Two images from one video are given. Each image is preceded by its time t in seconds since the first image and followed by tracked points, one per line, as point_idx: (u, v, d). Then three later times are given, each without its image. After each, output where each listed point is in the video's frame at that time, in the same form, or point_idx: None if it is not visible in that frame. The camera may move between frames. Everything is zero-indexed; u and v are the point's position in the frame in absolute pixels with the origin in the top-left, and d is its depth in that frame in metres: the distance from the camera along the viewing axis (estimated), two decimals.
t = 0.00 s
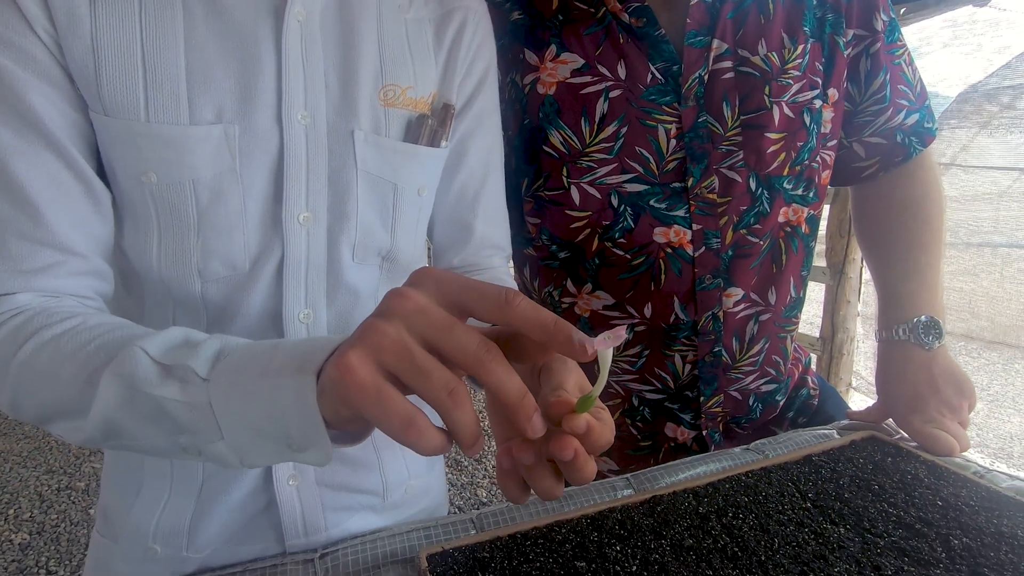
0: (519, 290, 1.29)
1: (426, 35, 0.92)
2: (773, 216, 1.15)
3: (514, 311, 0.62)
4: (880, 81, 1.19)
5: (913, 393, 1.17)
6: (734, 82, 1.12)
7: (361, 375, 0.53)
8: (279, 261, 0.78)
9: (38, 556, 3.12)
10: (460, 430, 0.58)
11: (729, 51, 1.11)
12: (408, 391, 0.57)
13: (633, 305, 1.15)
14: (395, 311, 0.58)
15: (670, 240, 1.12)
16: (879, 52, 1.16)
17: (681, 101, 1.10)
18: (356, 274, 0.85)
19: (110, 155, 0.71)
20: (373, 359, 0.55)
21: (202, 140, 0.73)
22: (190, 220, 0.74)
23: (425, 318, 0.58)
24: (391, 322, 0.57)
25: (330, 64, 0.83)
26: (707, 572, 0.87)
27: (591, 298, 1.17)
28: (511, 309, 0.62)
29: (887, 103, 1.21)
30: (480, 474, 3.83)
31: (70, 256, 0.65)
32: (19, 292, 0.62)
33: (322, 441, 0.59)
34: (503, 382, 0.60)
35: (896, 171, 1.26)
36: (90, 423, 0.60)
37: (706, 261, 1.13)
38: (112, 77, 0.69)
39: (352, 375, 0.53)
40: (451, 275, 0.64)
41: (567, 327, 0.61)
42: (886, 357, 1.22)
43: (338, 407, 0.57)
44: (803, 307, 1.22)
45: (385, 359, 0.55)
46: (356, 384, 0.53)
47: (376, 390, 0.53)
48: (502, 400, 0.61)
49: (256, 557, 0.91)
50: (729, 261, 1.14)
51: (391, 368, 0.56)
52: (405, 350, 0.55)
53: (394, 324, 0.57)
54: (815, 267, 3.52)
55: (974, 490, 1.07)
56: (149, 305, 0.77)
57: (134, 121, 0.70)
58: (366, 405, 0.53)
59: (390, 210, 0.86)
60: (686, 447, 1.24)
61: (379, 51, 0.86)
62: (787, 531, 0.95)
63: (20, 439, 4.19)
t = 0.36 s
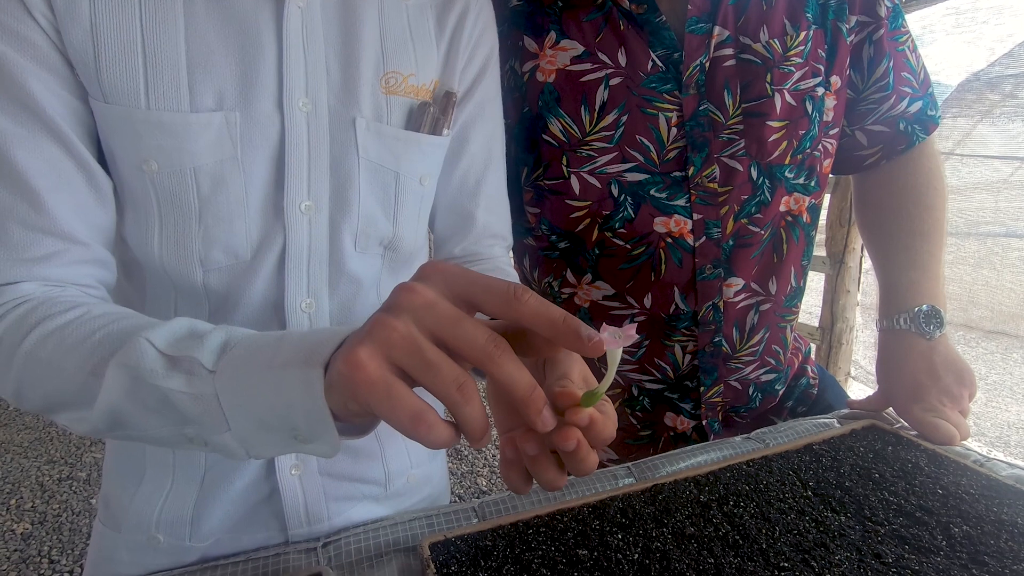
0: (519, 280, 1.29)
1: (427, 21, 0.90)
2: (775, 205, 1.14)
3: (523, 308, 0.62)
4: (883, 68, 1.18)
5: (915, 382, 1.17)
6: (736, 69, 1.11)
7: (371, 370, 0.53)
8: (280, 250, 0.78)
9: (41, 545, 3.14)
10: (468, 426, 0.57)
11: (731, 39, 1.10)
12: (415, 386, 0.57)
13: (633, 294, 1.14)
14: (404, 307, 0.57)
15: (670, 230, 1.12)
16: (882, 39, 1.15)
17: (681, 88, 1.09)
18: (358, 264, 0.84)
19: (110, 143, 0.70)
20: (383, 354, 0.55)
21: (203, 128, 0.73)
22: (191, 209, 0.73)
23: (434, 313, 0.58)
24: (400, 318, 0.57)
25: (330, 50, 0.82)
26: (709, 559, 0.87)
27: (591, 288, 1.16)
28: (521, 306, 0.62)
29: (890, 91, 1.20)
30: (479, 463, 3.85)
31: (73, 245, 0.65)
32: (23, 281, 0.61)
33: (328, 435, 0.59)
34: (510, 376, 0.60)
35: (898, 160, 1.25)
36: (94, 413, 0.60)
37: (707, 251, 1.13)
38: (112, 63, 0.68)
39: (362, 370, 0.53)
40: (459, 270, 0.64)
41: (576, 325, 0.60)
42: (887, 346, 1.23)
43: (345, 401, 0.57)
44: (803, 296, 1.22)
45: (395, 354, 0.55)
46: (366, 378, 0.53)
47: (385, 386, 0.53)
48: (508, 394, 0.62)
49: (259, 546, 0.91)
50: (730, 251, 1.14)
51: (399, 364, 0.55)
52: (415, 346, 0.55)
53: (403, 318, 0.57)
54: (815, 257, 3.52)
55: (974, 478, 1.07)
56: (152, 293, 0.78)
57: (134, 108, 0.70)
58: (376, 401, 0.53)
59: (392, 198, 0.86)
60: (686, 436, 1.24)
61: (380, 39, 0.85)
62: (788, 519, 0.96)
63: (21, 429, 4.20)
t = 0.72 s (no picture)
0: (517, 274, 1.28)
1: (423, 11, 0.89)
2: (774, 197, 1.14)
3: (515, 347, 0.61)
4: (885, 59, 1.17)
5: (914, 376, 1.17)
6: (735, 59, 1.10)
7: (359, 408, 0.53)
8: (275, 245, 0.77)
9: (42, 537, 3.15)
10: (459, 458, 0.58)
11: (730, 28, 1.08)
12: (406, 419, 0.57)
13: (631, 288, 1.14)
14: (393, 340, 0.57)
15: (669, 223, 1.11)
16: (884, 29, 1.14)
17: (680, 78, 1.08)
18: (353, 257, 0.84)
19: (103, 138, 0.69)
20: (372, 389, 0.55)
21: (196, 123, 0.72)
22: (185, 206, 0.73)
23: (423, 346, 0.57)
24: (390, 351, 0.56)
25: (322, 40, 0.81)
26: (707, 553, 0.87)
27: (589, 282, 1.15)
28: (513, 344, 0.61)
29: (892, 81, 1.18)
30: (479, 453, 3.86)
31: (66, 243, 0.64)
32: (18, 282, 0.61)
33: (319, 455, 0.58)
34: (501, 409, 0.60)
35: (899, 151, 1.24)
36: (90, 416, 0.60)
37: (706, 244, 1.12)
38: (102, 56, 0.67)
39: (351, 407, 0.53)
40: (452, 300, 0.63)
41: (567, 366, 0.62)
42: (887, 339, 1.22)
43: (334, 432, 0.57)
44: (802, 289, 1.22)
45: (384, 389, 0.55)
46: (355, 415, 0.53)
47: (375, 421, 0.54)
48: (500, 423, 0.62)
49: (257, 541, 0.91)
50: (729, 243, 1.13)
51: (390, 398, 0.55)
52: (404, 380, 0.55)
53: (393, 352, 0.56)
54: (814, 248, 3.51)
55: (972, 471, 1.07)
56: (148, 289, 0.77)
57: (125, 104, 0.69)
58: (365, 436, 0.54)
59: (388, 191, 0.85)
60: (684, 429, 1.24)
61: (374, 29, 0.83)
62: (787, 513, 0.96)
63: (21, 422, 4.20)
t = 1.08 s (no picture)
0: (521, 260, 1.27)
1: None
2: (782, 181, 1.13)
3: (517, 365, 0.61)
4: (894, 41, 1.15)
5: (919, 362, 1.16)
6: (744, 40, 1.08)
7: (361, 420, 0.53)
8: (276, 229, 0.77)
9: (46, 527, 3.17)
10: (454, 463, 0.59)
11: (738, 9, 1.07)
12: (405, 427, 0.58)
13: (638, 273, 1.13)
14: (395, 352, 0.56)
15: (675, 207, 1.10)
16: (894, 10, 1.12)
17: (688, 59, 1.06)
18: (357, 239, 0.83)
19: (102, 124, 0.69)
20: (374, 400, 0.55)
21: (194, 104, 0.71)
22: (186, 192, 0.72)
23: (425, 358, 0.57)
24: (391, 362, 0.56)
25: (321, 17, 0.79)
26: (713, 537, 0.87)
27: (595, 268, 1.15)
28: (512, 366, 0.62)
29: (901, 64, 1.17)
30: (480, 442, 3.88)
31: (69, 232, 0.64)
32: (23, 272, 0.61)
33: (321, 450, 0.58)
34: (501, 421, 0.60)
35: (907, 136, 1.23)
36: (98, 406, 0.59)
37: (713, 229, 1.11)
38: (98, 39, 0.66)
39: (353, 419, 0.53)
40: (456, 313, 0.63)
41: (564, 392, 0.61)
42: (893, 326, 1.21)
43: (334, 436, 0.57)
44: (809, 274, 1.22)
45: (385, 400, 0.55)
46: (357, 426, 0.54)
47: (375, 430, 0.54)
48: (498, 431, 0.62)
49: (263, 526, 0.91)
50: (736, 228, 1.13)
51: (390, 407, 0.56)
52: (406, 393, 0.55)
53: (394, 364, 0.56)
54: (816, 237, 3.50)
55: (978, 456, 1.07)
56: (151, 276, 0.77)
57: (123, 87, 0.68)
58: (365, 445, 0.54)
59: (391, 172, 0.84)
60: (690, 415, 1.24)
61: (374, 1, 0.82)
62: (792, 498, 0.96)
63: (23, 413, 4.20)
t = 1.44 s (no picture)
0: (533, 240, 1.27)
1: None
2: (798, 158, 1.12)
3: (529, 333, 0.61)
4: (912, 19, 1.14)
5: (932, 344, 1.15)
6: (762, 16, 1.07)
7: (378, 387, 0.53)
8: (287, 204, 0.76)
9: (55, 512, 3.19)
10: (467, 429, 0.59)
11: None
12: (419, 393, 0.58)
13: (651, 253, 1.13)
14: (408, 320, 0.56)
15: (691, 184, 1.10)
16: None
17: (705, 35, 1.05)
18: (368, 215, 0.82)
19: (113, 101, 0.68)
20: (389, 368, 0.55)
21: (204, 78, 0.70)
22: (198, 167, 0.72)
23: (437, 325, 0.57)
24: (405, 330, 0.56)
25: None
26: (727, 515, 0.87)
27: (608, 247, 1.14)
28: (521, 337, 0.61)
29: (918, 42, 1.15)
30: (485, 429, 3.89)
31: (86, 209, 0.64)
32: (42, 249, 0.61)
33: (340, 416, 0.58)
34: (514, 386, 0.59)
35: (923, 116, 1.22)
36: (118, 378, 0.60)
37: (728, 206, 1.11)
38: (107, 14, 0.65)
39: (370, 386, 0.53)
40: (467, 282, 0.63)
41: (574, 358, 0.59)
42: (906, 308, 1.20)
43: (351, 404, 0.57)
44: (824, 256, 1.21)
45: (401, 367, 0.55)
46: (373, 393, 0.54)
47: (391, 397, 0.54)
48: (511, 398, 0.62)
49: (277, 503, 0.91)
50: (752, 206, 1.12)
51: (406, 374, 0.56)
52: (421, 360, 0.55)
53: (408, 331, 0.55)
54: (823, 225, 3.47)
55: (991, 438, 1.07)
56: (164, 254, 0.77)
57: (133, 61, 0.67)
58: (382, 412, 0.55)
59: (403, 146, 0.84)
60: (701, 397, 1.24)
61: None
62: (805, 477, 0.95)
63: (30, 398, 4.19)
